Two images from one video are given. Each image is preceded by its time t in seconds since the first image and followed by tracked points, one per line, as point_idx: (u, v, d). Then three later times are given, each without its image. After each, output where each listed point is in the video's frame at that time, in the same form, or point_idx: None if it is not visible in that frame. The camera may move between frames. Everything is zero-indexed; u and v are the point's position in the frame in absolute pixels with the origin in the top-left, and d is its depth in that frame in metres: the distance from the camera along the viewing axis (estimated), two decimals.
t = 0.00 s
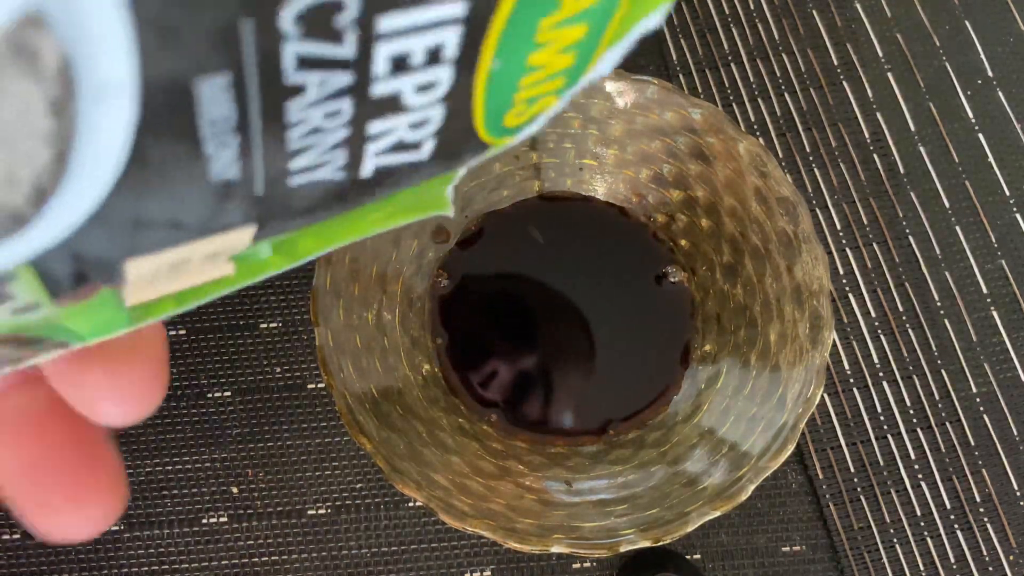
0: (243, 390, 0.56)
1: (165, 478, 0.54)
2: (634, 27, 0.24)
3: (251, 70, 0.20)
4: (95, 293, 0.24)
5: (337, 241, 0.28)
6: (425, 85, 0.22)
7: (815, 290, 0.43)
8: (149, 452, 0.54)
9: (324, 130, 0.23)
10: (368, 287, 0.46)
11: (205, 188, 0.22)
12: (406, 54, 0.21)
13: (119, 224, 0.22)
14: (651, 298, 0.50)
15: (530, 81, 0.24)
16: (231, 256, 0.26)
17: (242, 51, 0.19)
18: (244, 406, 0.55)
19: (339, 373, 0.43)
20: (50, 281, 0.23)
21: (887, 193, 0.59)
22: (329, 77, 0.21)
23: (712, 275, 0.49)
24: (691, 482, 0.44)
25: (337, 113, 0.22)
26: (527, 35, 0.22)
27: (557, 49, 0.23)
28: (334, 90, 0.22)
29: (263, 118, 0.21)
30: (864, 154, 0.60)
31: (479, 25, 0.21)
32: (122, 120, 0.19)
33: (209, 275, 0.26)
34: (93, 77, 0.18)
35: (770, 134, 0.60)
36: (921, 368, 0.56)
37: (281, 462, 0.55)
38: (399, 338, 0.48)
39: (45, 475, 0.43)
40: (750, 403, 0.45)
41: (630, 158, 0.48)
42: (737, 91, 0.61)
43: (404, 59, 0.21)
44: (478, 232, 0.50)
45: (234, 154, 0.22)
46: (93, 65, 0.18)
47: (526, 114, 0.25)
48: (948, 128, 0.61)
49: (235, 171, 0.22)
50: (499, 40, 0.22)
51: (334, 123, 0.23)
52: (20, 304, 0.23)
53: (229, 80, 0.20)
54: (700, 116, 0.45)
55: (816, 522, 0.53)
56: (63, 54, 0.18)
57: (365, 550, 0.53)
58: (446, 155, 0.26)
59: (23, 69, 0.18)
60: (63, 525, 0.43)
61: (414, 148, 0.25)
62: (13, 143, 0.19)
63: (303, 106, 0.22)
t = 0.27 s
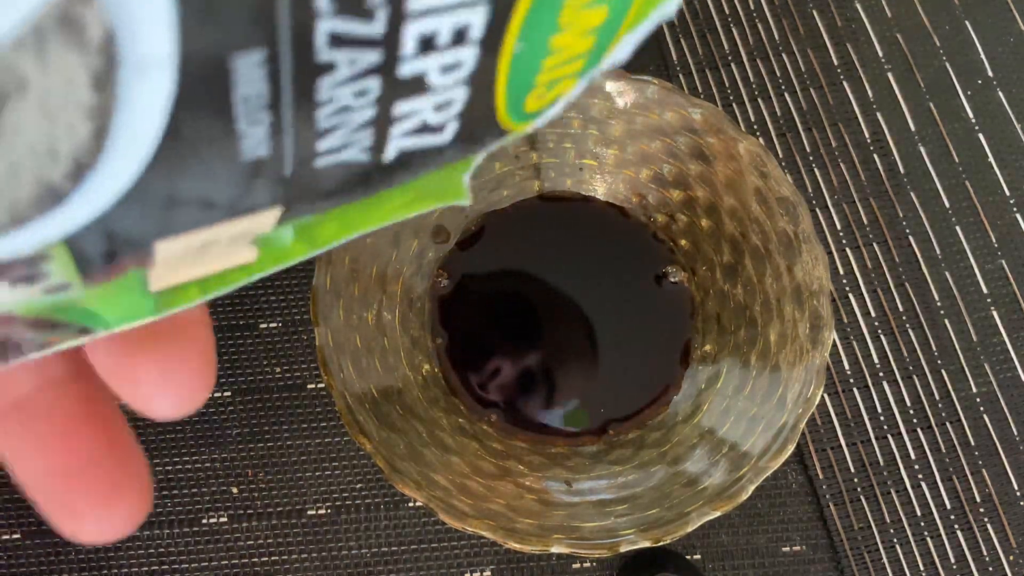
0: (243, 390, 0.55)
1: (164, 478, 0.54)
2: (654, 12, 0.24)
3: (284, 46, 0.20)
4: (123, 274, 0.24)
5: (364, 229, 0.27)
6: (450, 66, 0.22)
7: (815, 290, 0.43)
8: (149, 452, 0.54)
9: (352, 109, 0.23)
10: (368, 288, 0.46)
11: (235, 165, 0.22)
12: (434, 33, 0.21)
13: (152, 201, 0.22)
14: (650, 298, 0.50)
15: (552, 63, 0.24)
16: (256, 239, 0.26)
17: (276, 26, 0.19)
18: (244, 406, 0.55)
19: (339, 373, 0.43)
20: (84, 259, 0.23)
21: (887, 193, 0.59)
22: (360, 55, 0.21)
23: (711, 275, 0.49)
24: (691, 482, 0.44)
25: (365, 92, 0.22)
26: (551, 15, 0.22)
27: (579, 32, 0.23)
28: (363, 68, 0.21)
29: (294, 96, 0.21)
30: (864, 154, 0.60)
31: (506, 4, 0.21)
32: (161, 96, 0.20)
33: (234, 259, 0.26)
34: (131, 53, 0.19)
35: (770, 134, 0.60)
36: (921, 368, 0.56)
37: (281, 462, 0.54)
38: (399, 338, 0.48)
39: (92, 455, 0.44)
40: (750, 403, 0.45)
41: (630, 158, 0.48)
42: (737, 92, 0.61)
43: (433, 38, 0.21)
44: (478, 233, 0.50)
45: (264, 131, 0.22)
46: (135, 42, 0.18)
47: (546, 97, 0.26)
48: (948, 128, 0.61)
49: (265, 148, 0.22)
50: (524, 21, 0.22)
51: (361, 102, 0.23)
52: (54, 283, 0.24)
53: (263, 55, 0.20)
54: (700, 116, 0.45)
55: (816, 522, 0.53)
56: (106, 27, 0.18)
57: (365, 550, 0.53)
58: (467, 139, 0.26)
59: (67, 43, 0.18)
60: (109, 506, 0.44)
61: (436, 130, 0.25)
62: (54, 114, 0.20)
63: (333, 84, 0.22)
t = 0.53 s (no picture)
0: (243, 390, 0.55)
1: (164, 478, 0.54)
2: (676, 21, 0.24)
3: (301, 47, 0.20)
4: (124, 281, 0.25)
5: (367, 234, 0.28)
6: (464, 69, 0.22)
7: (815, 290, 0.43)
8: (149, 452, 0.54)
9: (366, 111, 0.23)
10: (368, 288, 0.46)
11: (245, 167, 0.22)
12: (451, 36, 0.21)
13: (158, 200, 0.22)
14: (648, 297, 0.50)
15: (569, 68, 0.24)
16: (258, 251, 0.26)
17: (294, 26, 0.19)
18: (243, 405, 0.55)
19: (339, 373, 0.43)
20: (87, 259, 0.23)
21: (887, 193, 0.59)
22: (375, 57, 0.21)
23: (711, 275, 0.49)
24: (691, 483, 0.44)
25: (378, 94, 0.22)
26: (568, 21, 0.22)
27: (596, 36, 0.23)
28: (378, 69, 0.21)
29: (308, 96, 0.21)
30: (864, 154, 0.60)
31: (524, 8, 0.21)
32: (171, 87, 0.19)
33: (234, 268, 0.26)
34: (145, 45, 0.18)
35: (770, 134, 0.60)
36: (921, 368, 0.56)
37: (281, 462, 0.54)
38: (399, 338, 0.48)
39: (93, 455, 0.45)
40: (750, 403, 0.45)
41: (630, 158, 0.49)
42: (737, 92, 0.61)
43: (449, 41, 0.21)
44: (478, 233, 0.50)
45: (276, 132, 0.22)
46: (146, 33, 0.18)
47: (562, 100, 0.26)
48: (949, 128, 0.61)
49: (275, 149, 0.22)
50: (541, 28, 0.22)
51: (375, 103, 0.23)
52: (50, 287, 0.24)
53: (280, 55, 0.20)
54: (700, 116, 0.45)
55: (816, 522, 0.53)
56: (118, 20, 0.18)
57: (365, 550, 0.53)
58: (478, 142, 0.26)
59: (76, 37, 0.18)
60: (117, 506, 0.45)
61: (447, 132, 0.25)
62: (60, 110, 0.19)
63: (348, 86, 0.22)
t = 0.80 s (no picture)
0: (243, 390, 0.55)
1: (164, 478, 0.54)
2: (689, 26, 0.24)
3: (323, 58, 0.20)
4: (136, 289, 0.24)
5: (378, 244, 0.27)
6: (484, 79, 0.22)
7: (815, 290, 0.43)
8: (149, 452, 0.54)
9: (386, 123, 0.23)
10: (368, 288, 0.46)
11: (266, 181, 0.22)
12: (471, 46, 0.21)
13: (178, 215, 0.22)
14: (648, 294, 0.50)
15: (587, 79, 0.24)
16: (271, 255, 0.25)
17: (317, 37, 0.19)
18: (243, 406, 0.55)
19: (339, 373, 0.43)
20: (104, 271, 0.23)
21: (887, 193, 0.59)
22: (398, 69, 0.21)
23: (712, 275, 0.49)
24: (691, 483, 0.44)
25: (400, 107, 0.22)
26: (586, 30, 0.22)
27: (615, 45, 0.23)
28: (399, 81, 0.21)
29: (329, 108, 0.21)
30: (864, 153, 0.60)
31: (543, 19, 0.21)
32: (192, 101, 0.19)
33: (245, 275, 0.26)
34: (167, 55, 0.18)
35: (770, 134, 0.60)
36: (921, 368, 0.56)
37: (281, 462, 0.54)
38: (399, 338, 0.48)
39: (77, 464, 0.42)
40: (750, 403, 0.45)
41: (630, 158, 0.49)
42: (737, 91, 0.61)
43: (469, 52, 0.21)
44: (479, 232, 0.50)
45: (298, 142, 0.22)
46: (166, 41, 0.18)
47: (581, 112, 0.26)
48: (949, 128, 0.61)
49: (295, 162, 0.22)
50: (559, 40, 0.22)
51: (397, 116, 0.22)
52: (68, 295, 0.23)
53: (302, 66, 0.20)
54: (700, 116, 0.45)
55: (816, 522, 0.53)
56: (143, 30, 0.18)
57: (365, 550, 0.53)
58: (498, 155, 0.25)
59: (101, 48, 0.18)
60: (96, 521, 0.42)
61: (467, 146, 0.25)
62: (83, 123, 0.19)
63: (371, 99, 0.21)
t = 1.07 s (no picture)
0: (243, 390, 0.55)
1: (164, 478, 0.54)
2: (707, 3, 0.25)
3: (382, 31, 0.20)
4: (176, 233, 0.24)
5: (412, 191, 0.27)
6: (527, 53, 0.22)
7: (815, 290, 0.43)
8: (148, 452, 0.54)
9: (431, 97, 0.22)
10: (368, 288, 0.46)
11: (319, 150, 0.22)
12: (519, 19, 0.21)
13: (238, 181, 0.22)
14: (650, 291, 0.49)
15: (612, 51, 0.24)
16: (301, 203, 0.25)
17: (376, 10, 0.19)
18: (243, 406, 0.55)
19: (339, 373, 0.43)
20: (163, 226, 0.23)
21: (888, 193, 0.59)
22: (450, 45, 0.21)
23: (712, 275, 0.49)
24: (691, 483, 0.44)
25: (449, 83, 0.22)
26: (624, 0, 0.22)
27: (645, 19, 0.23)
28: (450, 55, 0.21)
29: (384, 84, 0.21)
30: (864, 153, 0.60)
31: None
32: (262, 78, 0.19)
33: (277, 224, 0.26)
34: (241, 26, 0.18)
35: (771, 134, 0.60)
36: (922, 368, 0.56)
37: (281, 462, 0.54)
38: (399, 338, 0.48)
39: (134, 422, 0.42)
40: (750, 403, 0.45)
41: (630, 158, 0.48)
42: (737, 91, 0.61)
43: (517, 26, 0.21)
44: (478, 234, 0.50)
45: (353, 117, 0.22)
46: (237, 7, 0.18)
47: (603, 81, 0.26)
48: (949, 128, 0.60)
49: (353, 133, 0.22)
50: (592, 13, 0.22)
51: (445, 91, 0.22)
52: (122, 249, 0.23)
53: (363, 38, 0.20)
54: (700, 115, 0.44)
55: (817, 522, 0.53)
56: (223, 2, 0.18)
57: (365, 550, 0.53)
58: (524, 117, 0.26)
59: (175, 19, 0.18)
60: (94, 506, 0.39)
61: (500, 113, 0.25)
62: (162, 93, 0.19)
63: (421, 75, 0.21)
